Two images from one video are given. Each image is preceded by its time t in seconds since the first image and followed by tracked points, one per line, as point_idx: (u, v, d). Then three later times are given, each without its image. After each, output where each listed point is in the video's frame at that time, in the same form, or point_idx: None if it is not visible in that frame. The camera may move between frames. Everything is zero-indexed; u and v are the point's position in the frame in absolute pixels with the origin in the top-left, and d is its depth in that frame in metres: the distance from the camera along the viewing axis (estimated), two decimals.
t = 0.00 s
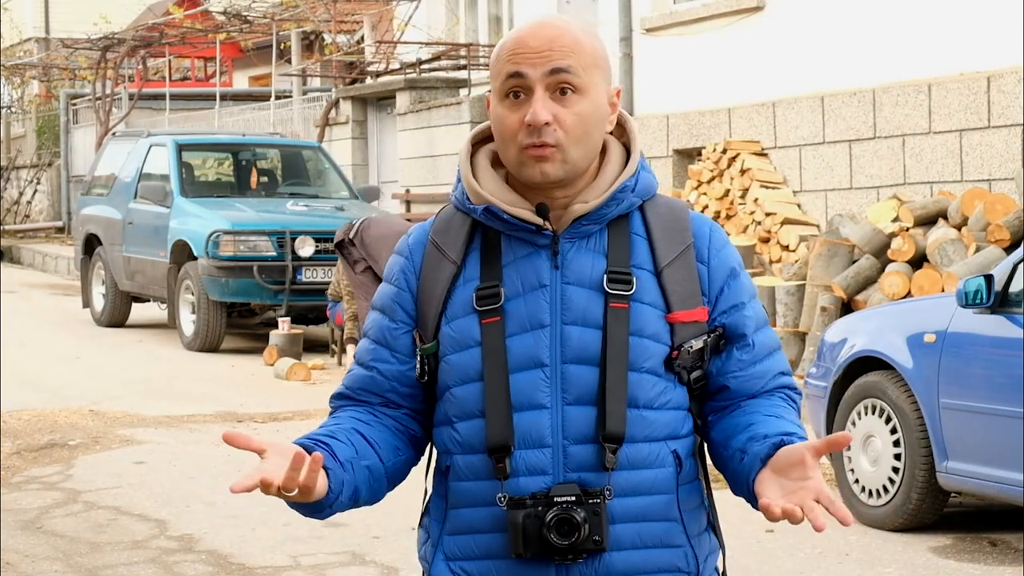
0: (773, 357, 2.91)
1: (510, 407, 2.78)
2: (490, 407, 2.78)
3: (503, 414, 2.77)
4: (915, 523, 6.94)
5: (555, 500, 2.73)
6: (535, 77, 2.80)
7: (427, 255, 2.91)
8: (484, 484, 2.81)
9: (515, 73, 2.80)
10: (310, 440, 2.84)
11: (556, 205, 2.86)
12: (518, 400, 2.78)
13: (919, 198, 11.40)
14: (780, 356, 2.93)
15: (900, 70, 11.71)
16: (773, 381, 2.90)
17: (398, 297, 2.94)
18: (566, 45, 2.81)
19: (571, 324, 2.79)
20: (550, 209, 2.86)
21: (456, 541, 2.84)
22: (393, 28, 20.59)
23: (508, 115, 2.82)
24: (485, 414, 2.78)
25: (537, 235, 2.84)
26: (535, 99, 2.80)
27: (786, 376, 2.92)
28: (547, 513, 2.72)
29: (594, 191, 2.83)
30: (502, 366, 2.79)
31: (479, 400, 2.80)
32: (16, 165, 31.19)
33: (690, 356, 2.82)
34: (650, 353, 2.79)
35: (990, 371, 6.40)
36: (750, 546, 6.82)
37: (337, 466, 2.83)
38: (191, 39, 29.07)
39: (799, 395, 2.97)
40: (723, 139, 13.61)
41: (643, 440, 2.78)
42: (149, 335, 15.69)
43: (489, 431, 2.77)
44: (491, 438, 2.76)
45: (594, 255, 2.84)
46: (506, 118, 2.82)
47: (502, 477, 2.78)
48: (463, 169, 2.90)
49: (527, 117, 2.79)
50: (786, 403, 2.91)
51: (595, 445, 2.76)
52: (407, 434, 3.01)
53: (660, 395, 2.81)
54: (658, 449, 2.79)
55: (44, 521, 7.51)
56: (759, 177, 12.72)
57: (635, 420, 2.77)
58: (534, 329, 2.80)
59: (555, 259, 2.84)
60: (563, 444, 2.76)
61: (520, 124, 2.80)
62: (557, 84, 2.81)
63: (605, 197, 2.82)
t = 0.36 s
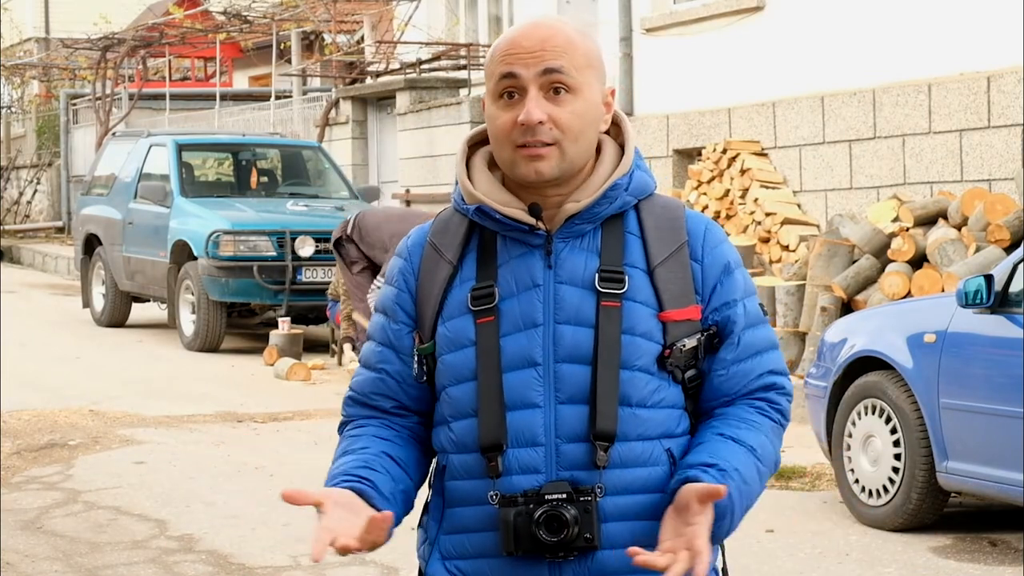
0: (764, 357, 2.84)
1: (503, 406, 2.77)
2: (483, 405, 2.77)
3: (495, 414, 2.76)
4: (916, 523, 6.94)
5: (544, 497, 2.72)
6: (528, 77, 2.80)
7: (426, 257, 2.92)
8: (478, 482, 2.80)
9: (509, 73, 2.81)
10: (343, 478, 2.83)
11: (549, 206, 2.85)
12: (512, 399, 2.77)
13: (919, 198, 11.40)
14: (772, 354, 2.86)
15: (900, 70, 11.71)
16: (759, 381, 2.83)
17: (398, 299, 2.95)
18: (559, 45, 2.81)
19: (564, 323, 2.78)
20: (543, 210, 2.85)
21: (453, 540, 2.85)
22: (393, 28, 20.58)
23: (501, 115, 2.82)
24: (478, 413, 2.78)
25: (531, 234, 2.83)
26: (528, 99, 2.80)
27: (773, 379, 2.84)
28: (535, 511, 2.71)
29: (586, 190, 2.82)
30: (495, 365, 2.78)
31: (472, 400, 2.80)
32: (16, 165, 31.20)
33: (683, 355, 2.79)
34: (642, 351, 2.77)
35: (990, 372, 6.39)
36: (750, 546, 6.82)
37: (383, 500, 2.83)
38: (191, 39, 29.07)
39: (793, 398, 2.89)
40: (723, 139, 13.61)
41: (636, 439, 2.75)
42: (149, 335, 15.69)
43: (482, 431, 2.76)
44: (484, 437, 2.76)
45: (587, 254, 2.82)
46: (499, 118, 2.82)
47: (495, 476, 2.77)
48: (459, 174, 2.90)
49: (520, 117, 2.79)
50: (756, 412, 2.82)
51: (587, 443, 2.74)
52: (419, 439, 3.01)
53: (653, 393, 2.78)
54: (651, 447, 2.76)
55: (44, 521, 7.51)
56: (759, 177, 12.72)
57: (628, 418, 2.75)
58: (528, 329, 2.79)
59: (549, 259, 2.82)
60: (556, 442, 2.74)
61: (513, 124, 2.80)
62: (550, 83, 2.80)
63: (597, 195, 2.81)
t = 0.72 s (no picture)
0: (765, 352, 2.85)
1: (504, 406, 2.77)
2: (485, 405, 2.77)
3: (497, 413, 2.76)
4: (916, 523, 6.94)
5: (546, 496, 2.72)
6: (539, 79, 2.79)
7: (426, 257, 2.91)
8: (480, 482, 2.81)
9: (519, 76, 2.79)
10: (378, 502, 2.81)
11: (550, 206, 2.86)
12: (513, 399, 2.77)
13: (919, 198, 11.40)
14: (774, 350, 2.87)
15: (900, 70, 11.71)
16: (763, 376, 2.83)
17: (398, 300, 2.95)
18: (568, 46, 2.80)
19: (564, 323, 2.78)
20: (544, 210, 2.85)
21: (456, 538, 2.85)
22: (393, 28, 20.59)
23: (512, 118, 2.81)
24: (479, 413, 2.78)
25: (531, 234, 2.83)
26: (540, 101, 2.79)
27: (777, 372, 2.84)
28: (538, 509, 2.71)
29: (585, 190, 2.82)
30: (496, 365, 2.78)
31: (473, 400, 2.80)
32: (16, 165, 31.21)
33: (684, 353, 2.79)
34: (642, 350, 2.77)
35: (990, 372, 6.40)
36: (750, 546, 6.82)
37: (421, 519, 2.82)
38: (191, 39, 29.06)
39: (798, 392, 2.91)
40: (723, 139, 13.61)
41: (637, 437, 2.76)
42: (149, 335, 15.70)
43: (483, 431, 2.77)
44: (485, 437, 2.76)
45: (586, 254, 2.82)
46: (510, 119, 2.81)
47: (497, 474, 2.77)
48: (458, 176, 2.90)
49: (533, 119, 2.78)
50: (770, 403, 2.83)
51: (589, 442, 2.74)
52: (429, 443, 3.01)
53: (654, 391, 2.78)
54: (652, 445, 2.76)
55: (44, 521, 7.51)
56: (759, 177, 12.72)
57: (628, 416, 2.75)
58: (528, 328, 2.79)
59: (549, 259, 2.82)
60: (558, 441, 2.74)
61: (526, 126, 2.79)
62: (561, 85, 2.80)
63: (597, 195, 2.81)
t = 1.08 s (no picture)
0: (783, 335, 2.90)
1: (506, 405, 2.78)
2: (487, 404, 2.78)
3: (499, 412, 2.77)
4: (916, 523, 6.94)
5: (551, 495, 2.73)
6: (552, 80, 2.80)
7: (421, 254, 2.92)
8: (483, 480, 2.81)
9: (531, 78, 2.80)
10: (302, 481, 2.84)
11: (548, 204, 2.88)
12: (515, 396, 2.78)
13: (919, 198, 11.40)
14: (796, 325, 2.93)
15: (900, 70, 11.70)
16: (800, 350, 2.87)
17: (391, 297, 2.95)
18: (575, 47, 2.82)
19: (566, 320, 2.79)
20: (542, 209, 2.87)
21: (458, 537, 2.84)
22: (393, 28, 20.58)
23: (524, 120, 2.82)
24: (482, 412, 2.78)
25: (530, 231, 2.84)
26: (553, 102, 2.80)
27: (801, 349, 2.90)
28: (543, 508, 2.72)
29: (587, 186, 2.83)
30: (498, 364, 2.79)
31: (475, 398, 2.80)
32: (16, 165, 31.21)
33: (688, 346, 2.82)
34: (646, 346, 2.79)
35: (990, 372, 6.39)
36: (750, 547, 6.82)
37: (339, 507, 2.84)
38: (191, 39, 29.04)
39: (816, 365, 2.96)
40: (722, 139, 13.60)
41: (639, 434, 2.77)
42: (149, 335, 15.70)
43: (486, 429, 2.77)
44: (488, 435, 2.77)
45: (587, 250, 2.84)
46: (523, 121, 2.82)
47: (500, 473, 2.78)
48: (454, 175, 2.90)
49: (547, 120, 2.79)
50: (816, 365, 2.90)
51: (593, 439, 2.76)
52: (395, 436, 3.03)
53: (656, 388, 2.80)
54: (653, 442, 2.77)
55: (44, 521, 7.51)
56: (759, 177, 12.71)
57: (632, 413, 2.77)
58: (529, 326, 2.80)
59: (549, 256, 2.84)
60: (561, 439, 2.76)
61: (540, 127, 2.80)
62: (572, 85, 2.81)
63: (597, 191, 2.82)
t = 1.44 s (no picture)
0: (777, 340, 2.78)
1: (495, 409, 2.73)
2: (477, 409, 2.74)
3: (488, 418, 2.73)
4: (916, 523, 6.93)
5: (538, 501, 2.67)
6: (518, 90, 2.71)
7: (419, 259, 2.89)
8: (473, 485, 2.77)
9: (497, 87, 2.72)
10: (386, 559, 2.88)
11: (539, 208, 2.80)
12: (504, 401, 2.73)
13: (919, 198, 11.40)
14: (781, 340, 2.79)
15: (900, 70, 11.71)
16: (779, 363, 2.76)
17: (392, 303, 2.93)
18: (545, 53, 2.71)
19: (556, 324, 2.72)
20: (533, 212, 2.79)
21: (452, 540, 2.81)
22: (393, 28, 20.59)
23: (492, 127, 2.74)
24: (471, 416, 2.75)
25: (520, 236, 2.78)
26: (519, 112, 2.71)
27: (793, 361, 2.77)
28: (529, 514, 2.67)
29: (574, 191, 2.75)
30: (488, 367, 2.74)
31: (466, 402, 2.77)
32: (16, 165, 31.23)
33: (679, 352, 2.74)
34: (636, 350, 2.71)
35: (990, 372, 6.39)
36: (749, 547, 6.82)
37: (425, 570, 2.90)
38: (191, 39, 29.06)
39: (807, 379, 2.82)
40: (722, 139, 13.61)
41: (630, 438, 2.69)
42: (149, 335, 15.70)
43: (475, 433, 2.73)
44: (478, 439, 2.73)
45: (578, 253, 2.76)
46: (491, 128, 2.74)
47: (489, 478, 2.73)
48: (447, 180, 2.85)
49: (513, 129, 2.71)
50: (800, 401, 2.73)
51: (581, 444, 2.69)
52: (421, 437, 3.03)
53: (648, 393, 2.72)
54: (644, 447, 2.70)
55: (44, 521, 7.51)
56: (759, 177, 12.72)
57: (622, 418, 2.69)
58: (519, 330, 2.74)
59: (539, 259, 2.76)
60: (550, 443, 2.69)
61: (507, 136, 2.73)
62: (541, 94, 2.71)
63: (587, 195, 2.74)
